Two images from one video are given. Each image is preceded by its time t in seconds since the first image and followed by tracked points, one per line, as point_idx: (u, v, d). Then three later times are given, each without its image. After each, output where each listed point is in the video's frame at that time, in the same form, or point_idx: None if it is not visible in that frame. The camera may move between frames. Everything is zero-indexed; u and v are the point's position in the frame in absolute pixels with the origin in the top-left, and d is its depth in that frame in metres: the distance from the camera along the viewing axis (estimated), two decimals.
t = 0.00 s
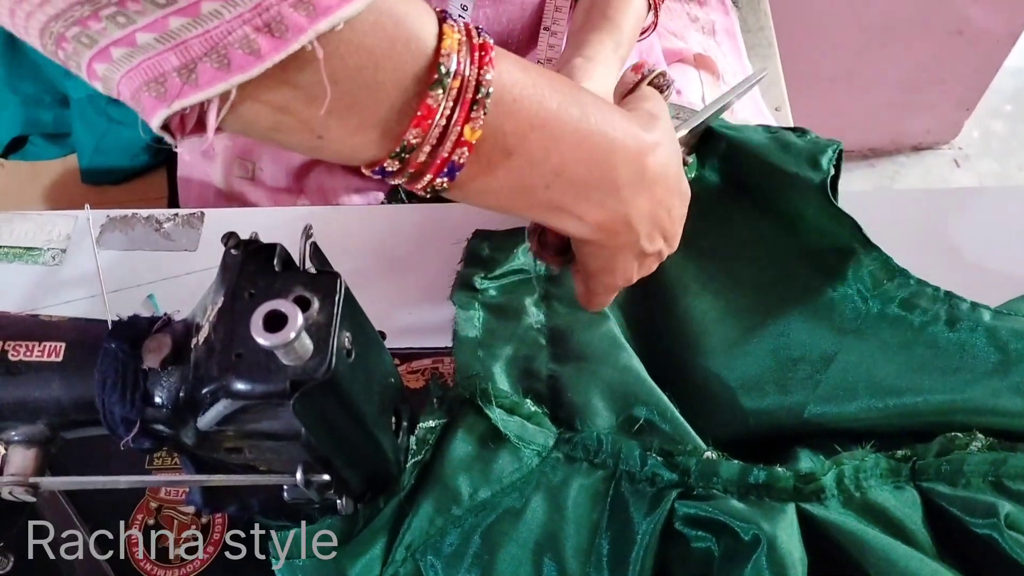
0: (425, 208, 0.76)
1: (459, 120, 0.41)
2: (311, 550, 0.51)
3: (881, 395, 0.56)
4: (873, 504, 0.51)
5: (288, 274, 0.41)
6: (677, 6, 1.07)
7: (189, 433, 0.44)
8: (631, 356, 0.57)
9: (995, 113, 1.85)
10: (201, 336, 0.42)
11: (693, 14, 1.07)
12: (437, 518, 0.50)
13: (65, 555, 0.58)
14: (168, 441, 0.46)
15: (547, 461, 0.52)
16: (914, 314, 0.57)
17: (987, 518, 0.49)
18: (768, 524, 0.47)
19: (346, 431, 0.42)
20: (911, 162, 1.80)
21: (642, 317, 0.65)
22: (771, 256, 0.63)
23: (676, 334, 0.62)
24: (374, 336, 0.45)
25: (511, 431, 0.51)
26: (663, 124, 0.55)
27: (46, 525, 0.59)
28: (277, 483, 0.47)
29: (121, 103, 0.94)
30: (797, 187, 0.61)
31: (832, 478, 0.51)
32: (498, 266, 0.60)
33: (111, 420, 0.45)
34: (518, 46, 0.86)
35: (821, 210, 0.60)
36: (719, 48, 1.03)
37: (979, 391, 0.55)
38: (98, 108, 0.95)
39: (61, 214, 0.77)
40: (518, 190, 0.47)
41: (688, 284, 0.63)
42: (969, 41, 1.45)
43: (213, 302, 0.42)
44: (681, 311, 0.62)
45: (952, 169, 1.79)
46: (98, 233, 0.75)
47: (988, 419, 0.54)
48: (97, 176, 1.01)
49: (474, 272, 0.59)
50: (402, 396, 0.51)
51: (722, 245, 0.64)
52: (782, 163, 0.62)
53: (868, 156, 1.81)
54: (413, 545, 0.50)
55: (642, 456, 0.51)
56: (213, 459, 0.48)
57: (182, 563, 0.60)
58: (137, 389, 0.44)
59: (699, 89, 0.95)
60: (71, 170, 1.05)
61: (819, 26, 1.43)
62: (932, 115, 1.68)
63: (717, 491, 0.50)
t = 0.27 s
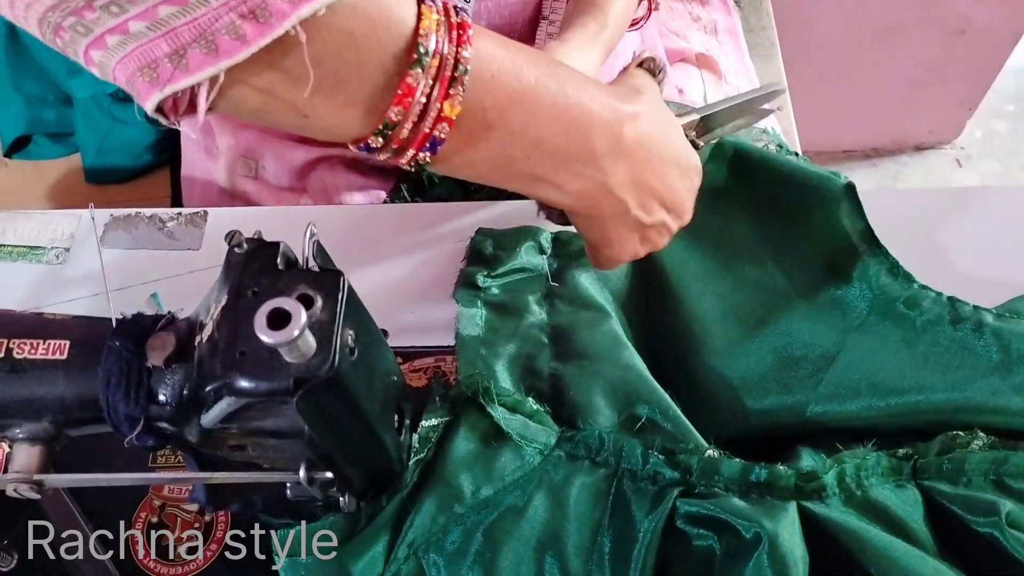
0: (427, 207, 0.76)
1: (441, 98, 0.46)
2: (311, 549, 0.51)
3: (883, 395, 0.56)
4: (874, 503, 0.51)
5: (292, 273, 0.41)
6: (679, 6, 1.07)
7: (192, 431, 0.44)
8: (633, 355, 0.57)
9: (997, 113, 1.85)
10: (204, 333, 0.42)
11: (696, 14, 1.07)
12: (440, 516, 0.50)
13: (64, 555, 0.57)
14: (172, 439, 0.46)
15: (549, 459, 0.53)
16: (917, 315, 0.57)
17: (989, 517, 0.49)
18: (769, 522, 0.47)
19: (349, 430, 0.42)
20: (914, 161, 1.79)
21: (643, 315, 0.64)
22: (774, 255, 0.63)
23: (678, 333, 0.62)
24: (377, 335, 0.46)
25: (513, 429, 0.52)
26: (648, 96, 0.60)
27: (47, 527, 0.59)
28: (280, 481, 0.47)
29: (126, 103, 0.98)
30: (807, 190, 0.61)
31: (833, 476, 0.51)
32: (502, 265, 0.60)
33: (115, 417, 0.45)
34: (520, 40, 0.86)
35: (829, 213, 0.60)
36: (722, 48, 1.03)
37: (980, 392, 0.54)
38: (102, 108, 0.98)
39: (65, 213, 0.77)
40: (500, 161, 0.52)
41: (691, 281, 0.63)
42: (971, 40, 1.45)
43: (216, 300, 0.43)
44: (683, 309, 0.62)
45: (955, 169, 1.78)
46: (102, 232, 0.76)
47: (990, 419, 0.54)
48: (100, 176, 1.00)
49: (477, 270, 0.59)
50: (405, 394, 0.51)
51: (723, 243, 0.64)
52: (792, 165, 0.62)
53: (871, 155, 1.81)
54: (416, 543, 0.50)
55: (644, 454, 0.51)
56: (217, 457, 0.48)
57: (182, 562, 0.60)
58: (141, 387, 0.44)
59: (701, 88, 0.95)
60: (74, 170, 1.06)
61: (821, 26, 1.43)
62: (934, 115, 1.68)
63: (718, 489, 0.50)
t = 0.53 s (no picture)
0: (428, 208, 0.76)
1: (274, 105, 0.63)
2: (311, 550, 0.51)
3: (884, 398, 0.55)
4: (876, 507, 0.51)
5: (293, 276, 0.41)
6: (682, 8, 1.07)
7: (193, 434, 0.44)
8: (635, 358, 0.57)
9: (999, 116, 1.85)
10: (205, 336, 0.42)
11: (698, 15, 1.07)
12: (440, 518, 0.50)
13: (64, 555, 0.58)
14: (173, 441, 0.46)
15: (550, 462, 0.52)
16: (919, 318, 0.58)
17: (990, 520, 0.49)
18: (770, 525, 0.47)
19: (351, 434, 0.42)
20: (916, 163, 1.79)
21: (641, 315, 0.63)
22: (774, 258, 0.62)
23: (679, 335, 0.61)
24: (377, 336, 0.45)
25: (514, 433, 0.52)
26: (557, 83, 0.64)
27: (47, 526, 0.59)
28: (281, 483, 0.47)
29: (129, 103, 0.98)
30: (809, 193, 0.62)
31: (835, 480, 0.51)
32: (502, 267, 0.62)
33: (116, 420, 0.45)
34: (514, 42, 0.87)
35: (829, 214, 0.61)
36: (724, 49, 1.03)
37: (981, 395, 0.55)
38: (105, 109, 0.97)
39: (66, 214, 0.77)
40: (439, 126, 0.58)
41: (692, 284, 0.62)
42: (974, 42, 1.45)
43: (217, 303, 0.43)
44: (685, 313, 0.61)
45: (957, 171, 1.78)
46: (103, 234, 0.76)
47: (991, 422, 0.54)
48: (104, 177, 1.00)
49: (478, 273, 0.61)
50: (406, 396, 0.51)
51: (722, 244, 0.64)
52: (795, 168, 0.63)
53: (873, 157, 1.80)
54: (417, 546, 0.50)
55: (645, 458, 0.51)
56: (217, 459, 0.48)
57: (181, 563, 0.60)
58: (142, 389, 0.44)
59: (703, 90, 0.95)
60: (75, 171, 1.06)
61: (823, 27, 1.43)
62: (937, 117, 1.67)
63: (719, 493, 0.50)
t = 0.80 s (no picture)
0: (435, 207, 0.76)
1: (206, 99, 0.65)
2: (311, 549, 0.51)
3: (888, 399, 0.56)
4: (880, 506, 0.50)
5: (296, 273, 0.41)
6: (683, 6, 1.07)
7: (196, 430, 0.44)
8: (643, 353, 0.57)
9: (1001, 115, 1.84)
10: (208, 333, 0.42)
11: (700, 14, 1.07)
12: (443, 516, 0.50)
13: (64, 554, 0.58)
14: (176, 439, 0.46)
15: (552, 460, 0.52)
16: (928, 321, 0.58)
17: (995, 519, 0.49)
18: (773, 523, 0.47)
19: (355, 432, 0.42)
20: (918, 162, 1.78)
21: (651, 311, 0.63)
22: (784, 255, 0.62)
23: (685, 333, 0.61)
24: (380, 331, 0.45)
25: (516, 430, 0.51)
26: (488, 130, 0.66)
27: (48, 525, 0.60)
28: (284, 481, 0.47)
29: (129, 101, 0.97)
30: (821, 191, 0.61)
31: (838, 478, 0.50)
32: (514, 254, 0.61)
33: (118, 418, 0.45)
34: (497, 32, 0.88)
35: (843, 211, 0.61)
36: (725, 48, 1.03)
37: (987, 397, 0.55)
38: (106, 108, 0.97)
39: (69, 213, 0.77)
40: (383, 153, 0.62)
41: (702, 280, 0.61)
42: (976, 41, 1.45)
43: (220, 300, 0.42)
44: (693, 310, 0.61)
45: (960, 170, 1.77)
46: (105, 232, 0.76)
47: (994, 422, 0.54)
48: (105, 177, 1.00)
49: (489, 259, 0.60)
50: (408, 394, 0.51)
51: (731, 241, 0.63)
52: (811, 163, 0.62)
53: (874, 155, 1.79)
54: (420, 543, 0.50)
55: (647, 456, 0.51)
56: (219, 457, 0.48)
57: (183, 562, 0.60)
58: (144, 387, 0.44)
59: (704, 88, 0.95)
60: (77, 169, 1.06)
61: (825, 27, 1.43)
62: (939, 116, 1.67)
63: (722, 491, 0.50)
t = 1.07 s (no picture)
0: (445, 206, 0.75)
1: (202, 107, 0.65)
2: (312, 548, 0.52)
3: (890, 401, 0.56)
4: (881, 505, 0.50)
5: (297, 271, 0.41)
6: (684, 7, 1.07)
7: (198, 428, 0.44)
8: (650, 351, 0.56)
9: (1001, 117, 1.85)
10: (210, 331, 0.42)
11: (701, 14, 1.07)
12: (444, 515, 0.50)
13: (64, 554, 0.58)
14: (177, 437, 0.46)
15: (554, 459, 0.52)
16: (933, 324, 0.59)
17: (997, 519, 0.49)
18: (774, 523, 0.47)
19: (357, 430, 0.42)
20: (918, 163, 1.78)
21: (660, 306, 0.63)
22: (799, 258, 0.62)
23: (689, 331, 0.61)
24: (381, 327, 0.45)
25: (518, 429, 0.51)
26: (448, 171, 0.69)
27: (48, 525, 0.60)
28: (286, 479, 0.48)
29: (131, 100, 0.97)
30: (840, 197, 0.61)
31: (840, 478, 0.50)
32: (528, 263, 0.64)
33: (120, 416, 0.45)
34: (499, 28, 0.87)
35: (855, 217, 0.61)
36: (726, 49, 1.04)
37: (992, 399, 0.55)
38: (108, 107, 0.97)
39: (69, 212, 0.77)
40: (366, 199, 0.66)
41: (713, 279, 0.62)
42: (977, 42, 1.45)
43: (223, 298, 0.42)
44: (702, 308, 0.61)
45: (960, 171, 1.77)
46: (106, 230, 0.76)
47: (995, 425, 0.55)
48: (107, 176, 0.99)
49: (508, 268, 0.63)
50: (409, 394, 0.51)
51: (747, 237, 0.64)
52: (834, 168, 0.62)
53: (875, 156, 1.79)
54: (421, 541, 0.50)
55: (649, 455, 0.51)
56: (221, 455, 0.48)
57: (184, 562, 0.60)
58: (146, 384, 0.44)
59: (705, 89, 0.96)
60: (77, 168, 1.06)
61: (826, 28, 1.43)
62: (939, 117, 1.67)
63: (724, 490, 0.50)
